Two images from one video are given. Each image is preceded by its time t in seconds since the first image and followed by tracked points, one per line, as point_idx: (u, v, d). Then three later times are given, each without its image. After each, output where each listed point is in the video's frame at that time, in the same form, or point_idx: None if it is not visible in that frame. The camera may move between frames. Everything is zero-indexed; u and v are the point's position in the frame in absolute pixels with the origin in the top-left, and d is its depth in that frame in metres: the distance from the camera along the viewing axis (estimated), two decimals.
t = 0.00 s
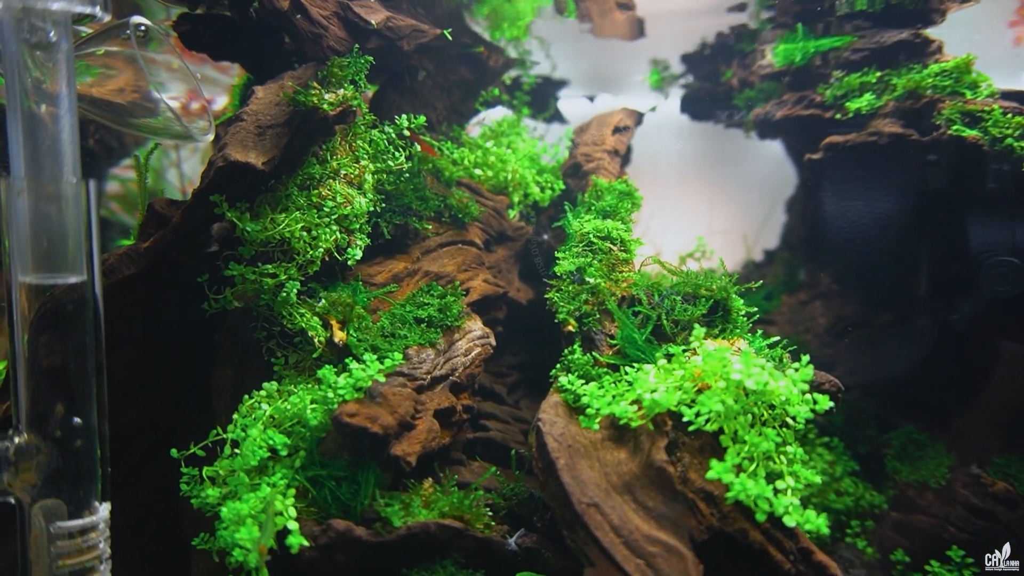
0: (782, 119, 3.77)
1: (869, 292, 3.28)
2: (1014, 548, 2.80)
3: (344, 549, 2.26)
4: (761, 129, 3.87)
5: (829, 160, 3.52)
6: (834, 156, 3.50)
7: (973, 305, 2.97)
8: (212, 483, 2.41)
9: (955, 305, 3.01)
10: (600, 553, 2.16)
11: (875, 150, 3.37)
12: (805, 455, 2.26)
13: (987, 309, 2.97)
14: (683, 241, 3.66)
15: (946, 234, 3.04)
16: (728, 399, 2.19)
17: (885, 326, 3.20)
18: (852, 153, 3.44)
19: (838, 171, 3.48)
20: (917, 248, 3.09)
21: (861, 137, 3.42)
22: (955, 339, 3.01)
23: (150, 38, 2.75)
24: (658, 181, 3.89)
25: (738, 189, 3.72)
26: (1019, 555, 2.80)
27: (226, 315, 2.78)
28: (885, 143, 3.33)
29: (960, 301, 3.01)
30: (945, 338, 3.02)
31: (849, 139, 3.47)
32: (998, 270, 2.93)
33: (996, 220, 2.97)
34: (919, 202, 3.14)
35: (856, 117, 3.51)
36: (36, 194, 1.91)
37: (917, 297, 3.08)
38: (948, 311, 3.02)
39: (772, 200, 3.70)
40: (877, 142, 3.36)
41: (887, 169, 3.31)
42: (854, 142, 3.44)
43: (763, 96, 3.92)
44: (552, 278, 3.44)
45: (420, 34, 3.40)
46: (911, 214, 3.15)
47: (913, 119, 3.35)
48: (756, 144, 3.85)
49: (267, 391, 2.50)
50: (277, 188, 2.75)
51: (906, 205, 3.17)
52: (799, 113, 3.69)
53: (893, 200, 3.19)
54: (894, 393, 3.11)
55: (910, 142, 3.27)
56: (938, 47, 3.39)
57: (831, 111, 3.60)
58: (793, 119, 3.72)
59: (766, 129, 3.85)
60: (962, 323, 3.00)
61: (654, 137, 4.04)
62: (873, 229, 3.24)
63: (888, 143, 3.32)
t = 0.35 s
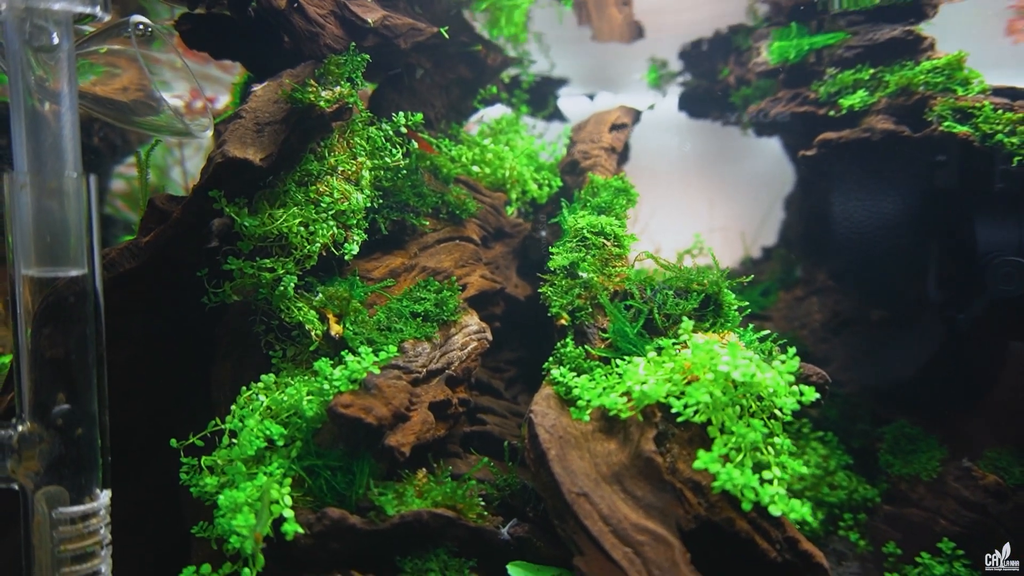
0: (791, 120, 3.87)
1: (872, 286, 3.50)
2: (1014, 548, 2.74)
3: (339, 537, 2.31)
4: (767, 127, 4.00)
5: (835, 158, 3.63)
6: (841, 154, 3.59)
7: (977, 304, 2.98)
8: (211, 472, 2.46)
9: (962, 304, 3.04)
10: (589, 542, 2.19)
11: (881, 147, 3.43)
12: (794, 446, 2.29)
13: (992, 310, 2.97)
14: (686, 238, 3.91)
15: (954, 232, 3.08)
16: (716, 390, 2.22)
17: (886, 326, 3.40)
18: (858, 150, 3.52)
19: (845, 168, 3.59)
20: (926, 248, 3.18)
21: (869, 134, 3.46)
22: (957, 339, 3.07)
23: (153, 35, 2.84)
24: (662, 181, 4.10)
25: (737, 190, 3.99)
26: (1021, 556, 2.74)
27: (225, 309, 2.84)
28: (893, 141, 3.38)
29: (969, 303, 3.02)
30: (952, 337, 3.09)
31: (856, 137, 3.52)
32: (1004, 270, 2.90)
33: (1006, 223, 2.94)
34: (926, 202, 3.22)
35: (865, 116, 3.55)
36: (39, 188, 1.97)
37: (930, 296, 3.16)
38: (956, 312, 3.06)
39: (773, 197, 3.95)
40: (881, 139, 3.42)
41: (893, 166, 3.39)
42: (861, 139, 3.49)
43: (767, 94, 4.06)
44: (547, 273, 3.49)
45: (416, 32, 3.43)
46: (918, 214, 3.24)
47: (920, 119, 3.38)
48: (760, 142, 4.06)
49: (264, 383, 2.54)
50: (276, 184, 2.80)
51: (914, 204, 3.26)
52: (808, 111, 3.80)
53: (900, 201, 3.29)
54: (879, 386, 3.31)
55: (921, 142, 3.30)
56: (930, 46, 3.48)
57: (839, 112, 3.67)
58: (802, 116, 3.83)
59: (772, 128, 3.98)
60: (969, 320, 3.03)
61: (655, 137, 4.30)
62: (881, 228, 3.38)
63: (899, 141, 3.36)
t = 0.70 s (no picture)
0: (796, 122, 3.93)
1: (869, 283, 3.52)
2: (1014, 548, 2.78)
3: (338, 519, 2.37)
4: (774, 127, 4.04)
5: (839, 159, 3.66)
6: (845, 156, 3.62)
7: (975, 301, 3.04)
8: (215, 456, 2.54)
9: (956, 299, 3.11)
10: (581, 524, 2.25)
11: (883, 148, 3.45)
12: (782, 432, 2.34)
13: (991, 309, 3.02)
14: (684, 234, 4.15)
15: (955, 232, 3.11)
16: (705, 376, 2.28)
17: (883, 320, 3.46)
18: (861, 151, 3.55)
19: (849, 168, 3.61)
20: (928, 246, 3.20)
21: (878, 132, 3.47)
22: (956, 339, 3.10)
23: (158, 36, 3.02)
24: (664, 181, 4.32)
25: (736, 189, 4.19)
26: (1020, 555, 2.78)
27: (230, 299, 2.92)
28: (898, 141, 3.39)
29: (967, 301, 3.07)
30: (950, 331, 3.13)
31: (862, 139, 3.54)
32: (1004, 270, 2.97)
33: (1006, 221, 3.00)
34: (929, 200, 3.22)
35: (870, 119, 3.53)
36: (49, 178, 2.04)
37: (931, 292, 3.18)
38: (955, 308, 3.11)
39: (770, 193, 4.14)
40: (890, 137, 3.42)
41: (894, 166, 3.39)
42: (867, 141, 3.52)
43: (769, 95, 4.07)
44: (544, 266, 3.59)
45: (416, 30, 3.49)
46: (920, 214, 3.24)
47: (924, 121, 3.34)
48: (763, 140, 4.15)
49: (267, 370, 2.61)
50: (279, 177, 2.87)
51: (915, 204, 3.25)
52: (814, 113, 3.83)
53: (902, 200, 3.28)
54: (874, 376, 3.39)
55: (921, 139, 3.31)
56: (920, 42, 3.52)
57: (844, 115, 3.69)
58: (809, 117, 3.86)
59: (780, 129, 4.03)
60: (971, 318, 3.07)
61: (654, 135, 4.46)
62: (882, 228, 3.38)
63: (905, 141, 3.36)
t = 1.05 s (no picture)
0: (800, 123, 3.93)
1: (870, 281, 3.59)
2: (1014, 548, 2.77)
3: (335, 496, 2.45)
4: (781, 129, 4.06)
5: (841, 159, 3.69)
6: (848, 157, 3.64)
7: (973, 298, 3.07)
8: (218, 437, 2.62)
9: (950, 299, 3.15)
10: (570, 501, 2.32)
11: (885, 148, 3.45)
12: (767, 413, 2.40)
13: (988, 305, 3.04)
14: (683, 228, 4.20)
15: (954, 232, 3.12)
16: (691, 358, 2.35)
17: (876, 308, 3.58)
18: (863, 151, 3.56)
19: (851, 169, 3.63)
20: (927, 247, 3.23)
21: (880, 133, 3.48)
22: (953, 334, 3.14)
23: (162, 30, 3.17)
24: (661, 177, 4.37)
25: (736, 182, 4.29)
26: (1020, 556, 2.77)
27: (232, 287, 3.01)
28: (899, 142, 3.39)
29: (963, 296, 3.11)
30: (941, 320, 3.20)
31: (865, 139, 3.55)
32: (1000, 269, 2.96)
33: (1007, 221, 2.96)
34: (929, 202, 3.22)
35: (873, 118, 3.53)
36: (56, 165, 2.13)
37: (935, 293, 3.20)
38: (954, 307, 3.14)
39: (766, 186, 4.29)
40: (892, 137, 3.42)
41: (894, 167, 3.39)
42: (869, 142, 3.53)
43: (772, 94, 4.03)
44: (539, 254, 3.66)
45: (413, 24, 3.56)
46: (920, 215, 3.26)
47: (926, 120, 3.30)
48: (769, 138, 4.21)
49: (267, 353, 2.69)
50: (279, 168, 2.95)
51: (915, 206, 3.28)
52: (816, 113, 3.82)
53: (902, 202, 3.31)
54: (860, 360, 3.55)
55: (923, 138, 3.30)
56: (908, 36, 3.59)
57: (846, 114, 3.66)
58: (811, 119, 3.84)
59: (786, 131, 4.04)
60: (968, 314, 3.11)
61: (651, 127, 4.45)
62: (881, 228, 3.44)
63: (906, 141, 3.36)
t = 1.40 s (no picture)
0: (805, 128, 3.84)
1: (869, 281, 3.57)
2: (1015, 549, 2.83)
3: (328, 469, 2.55)
4: (785, 132, 3.98)
5: (842, 160, 3.69)
6: (850, 158, 3.63)
7: (968, 297, 3.03)
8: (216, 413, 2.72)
9: (952, 300, 3.09)
10: (553, 474, 2.40)
11: (886, 150, 3.44)
12: (745, 390, 2.48)
13: (985, 304, 2.98)
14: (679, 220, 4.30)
15: (954, 232, 3.06)
16: (670, 335, 2.43)
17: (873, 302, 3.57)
18: (864, 152, 3.57)
19: (852, 170, 3.62)
20: (926, 248, 3.17)
21: (881, 135, 3.48)
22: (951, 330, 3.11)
23: (163, 23, 3.24)
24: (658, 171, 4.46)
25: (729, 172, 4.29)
26: (1020, 555, 2.84)
27: (230, 270, 3.09)
28: (899, 143, 3.38)
29: (962, 296, 3.05)
30: (925, 313, 3.22)
31: (867, 140, 3.55)
32: (997, 266, 2.93)
33: (1003, 223, 2.92)
34: (929, 202, 3.19)
35: (876, 121, 3.52)
36: (60, 150, 2.23)
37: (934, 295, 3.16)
38: (954, 307, 3.08)
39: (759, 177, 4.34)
40: (893, 139, 3.41)
41: (894, 167, 3.37)
42: (870, 143, 3.53)
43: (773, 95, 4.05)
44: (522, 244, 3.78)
45: (407, 15, 3.62)
46: (919, 214, 3.23)
47: (927, 122, 3.30)
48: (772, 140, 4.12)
49: (263, 333, 2.78)
50: (276, 155, 3.05)
51: (914, 207, 3.24)
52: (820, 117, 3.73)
53: (902, 203, 3.28)
54: (844, 346, 3.69)
55: (923, 140, 3.30)
56: (890, 25, 3.65)
57: (851, 117, 3.61)
58: (818, 124, 3.76)
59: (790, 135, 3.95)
60: (966, 314, 3.05)
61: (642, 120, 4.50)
62: (882, 228, 3.41)
63: (906, 143, 3.35)
